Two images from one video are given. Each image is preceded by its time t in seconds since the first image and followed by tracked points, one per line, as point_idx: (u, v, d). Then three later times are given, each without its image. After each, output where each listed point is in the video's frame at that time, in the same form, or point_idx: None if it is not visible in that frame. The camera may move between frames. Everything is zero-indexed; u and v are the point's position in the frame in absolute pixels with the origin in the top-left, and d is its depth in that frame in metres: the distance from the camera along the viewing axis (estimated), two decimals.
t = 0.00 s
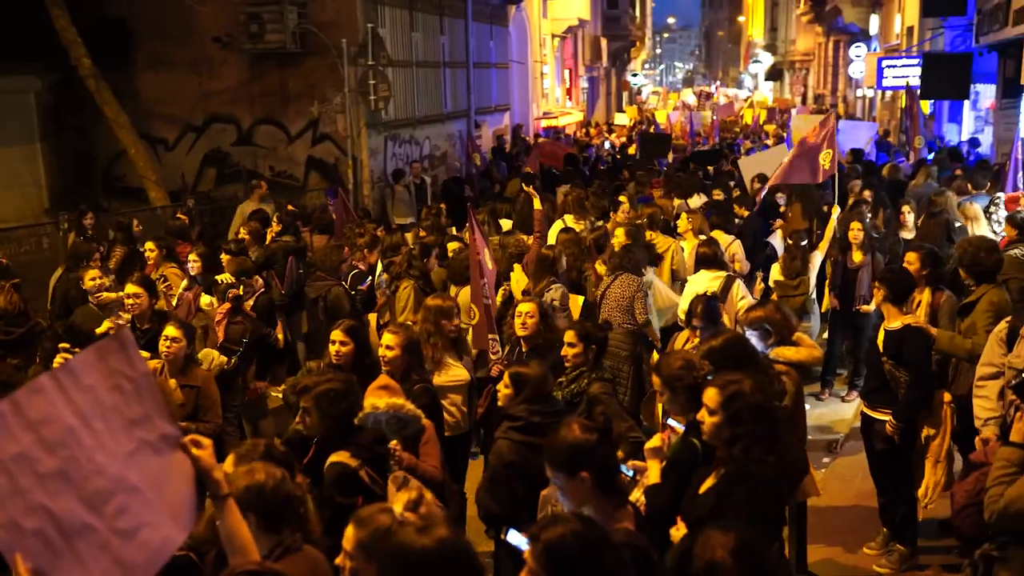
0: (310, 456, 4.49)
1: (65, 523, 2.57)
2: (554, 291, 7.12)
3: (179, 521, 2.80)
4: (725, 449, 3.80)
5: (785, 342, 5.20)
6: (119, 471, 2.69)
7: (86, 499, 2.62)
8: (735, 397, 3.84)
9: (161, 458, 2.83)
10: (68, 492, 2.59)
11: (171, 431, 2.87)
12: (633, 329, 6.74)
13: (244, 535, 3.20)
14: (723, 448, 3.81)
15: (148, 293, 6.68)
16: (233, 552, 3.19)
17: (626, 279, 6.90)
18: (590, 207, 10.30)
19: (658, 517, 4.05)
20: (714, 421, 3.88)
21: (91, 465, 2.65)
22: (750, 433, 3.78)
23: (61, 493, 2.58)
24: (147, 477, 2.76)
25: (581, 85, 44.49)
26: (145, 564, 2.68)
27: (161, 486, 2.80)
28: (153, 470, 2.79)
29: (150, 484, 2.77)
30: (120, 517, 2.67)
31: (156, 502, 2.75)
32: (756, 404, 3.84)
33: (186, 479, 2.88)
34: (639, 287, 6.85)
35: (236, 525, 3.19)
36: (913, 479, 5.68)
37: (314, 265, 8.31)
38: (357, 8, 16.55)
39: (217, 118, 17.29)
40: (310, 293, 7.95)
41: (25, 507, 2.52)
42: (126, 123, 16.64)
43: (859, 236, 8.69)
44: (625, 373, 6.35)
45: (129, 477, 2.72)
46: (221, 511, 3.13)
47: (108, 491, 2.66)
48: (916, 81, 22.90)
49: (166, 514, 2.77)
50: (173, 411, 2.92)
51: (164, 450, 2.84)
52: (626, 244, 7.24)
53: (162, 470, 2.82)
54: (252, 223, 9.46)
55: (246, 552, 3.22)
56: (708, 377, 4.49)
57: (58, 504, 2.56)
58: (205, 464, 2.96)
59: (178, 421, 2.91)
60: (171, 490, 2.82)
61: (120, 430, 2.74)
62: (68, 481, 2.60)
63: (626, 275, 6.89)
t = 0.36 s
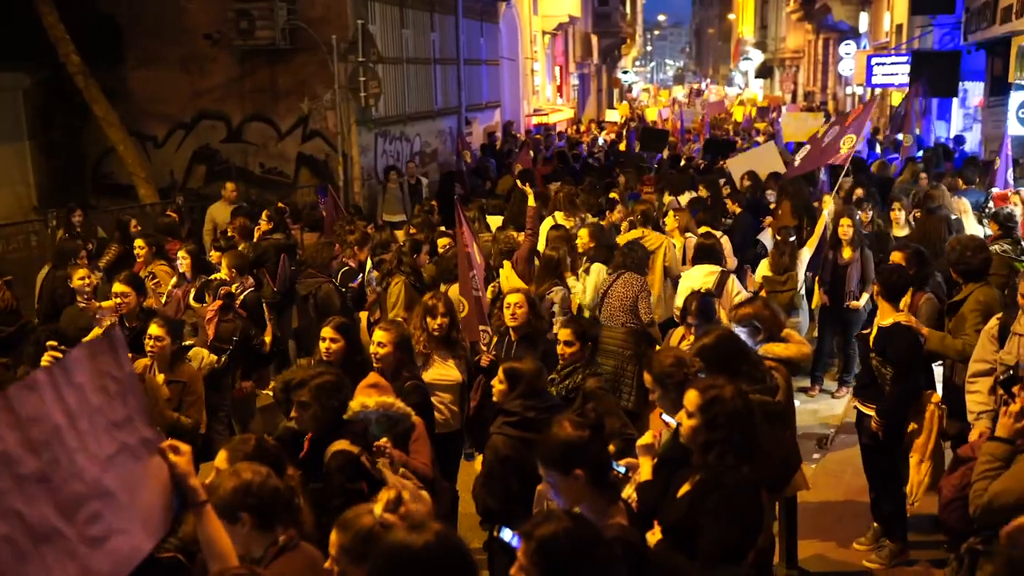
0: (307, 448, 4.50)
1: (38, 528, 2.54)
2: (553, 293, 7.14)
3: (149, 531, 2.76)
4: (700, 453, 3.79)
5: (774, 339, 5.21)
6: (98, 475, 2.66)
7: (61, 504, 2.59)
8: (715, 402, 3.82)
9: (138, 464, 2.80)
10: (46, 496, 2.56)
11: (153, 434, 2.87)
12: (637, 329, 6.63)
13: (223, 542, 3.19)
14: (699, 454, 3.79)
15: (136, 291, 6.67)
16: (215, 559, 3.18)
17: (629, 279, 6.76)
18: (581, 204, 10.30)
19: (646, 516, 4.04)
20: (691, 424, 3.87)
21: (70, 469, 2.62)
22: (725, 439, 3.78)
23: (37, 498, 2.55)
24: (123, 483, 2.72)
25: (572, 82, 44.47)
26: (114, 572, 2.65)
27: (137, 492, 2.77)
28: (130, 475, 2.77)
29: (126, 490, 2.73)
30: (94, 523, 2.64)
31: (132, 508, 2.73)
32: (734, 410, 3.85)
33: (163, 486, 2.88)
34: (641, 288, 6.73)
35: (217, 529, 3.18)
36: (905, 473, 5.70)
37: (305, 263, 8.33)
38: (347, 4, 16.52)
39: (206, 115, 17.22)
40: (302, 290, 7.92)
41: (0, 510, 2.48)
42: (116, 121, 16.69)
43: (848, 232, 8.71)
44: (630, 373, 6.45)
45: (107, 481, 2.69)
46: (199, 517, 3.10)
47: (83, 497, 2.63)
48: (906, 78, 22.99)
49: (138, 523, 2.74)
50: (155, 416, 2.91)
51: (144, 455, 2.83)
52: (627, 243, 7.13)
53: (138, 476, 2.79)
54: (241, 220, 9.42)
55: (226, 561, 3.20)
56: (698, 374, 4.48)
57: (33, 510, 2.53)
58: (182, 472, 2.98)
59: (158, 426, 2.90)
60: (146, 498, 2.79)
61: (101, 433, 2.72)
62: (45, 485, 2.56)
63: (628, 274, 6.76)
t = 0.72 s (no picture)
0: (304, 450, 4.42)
1: (18, 535, 2.47)
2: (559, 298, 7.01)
3: (128, 537, 2.74)
4: (679, 458, 3.76)
5: (764, 337, 5.23)
6: (82, 479, 2.62)
7: (42, 510, 2.53)
8: (695, 406, 3.83)
9: (124, 467, 2.77)
10: (24, 501, 2.49)
11: (137, 438, 2.83)
12: (636, 330, 6.66)
13: (204, 550, 3.14)
14: (676, 459, 3.77)
15: (128, 292, 6.65)
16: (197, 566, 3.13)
17: (627, 279, 6.76)
18: (572, 203, 10.30)
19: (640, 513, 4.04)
20: (671, 428, 3.88)
21: (53, 473, 2.56)
22: (704, 445, 3.76)
23: (16, 502, 2.48)
24: (106, 486, 2.69)
25: (562, 81, 44.49)
26: None
27: (120, 496, 2.74)
28: (113, 479, 2.73)
29: (108, 495, 2.70)
30: (76, 528, 2.60)
31: (111, 514, 2.70)
32: (716, 416, 3.85)
33: (145, 490, 2.84)
34: (639, 288, 6.74)
35: (199, 536, 3.11)
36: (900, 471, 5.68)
37: (297, 263, 8.17)
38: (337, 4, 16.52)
39: (196, 115, 17.17)
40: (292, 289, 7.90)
41: None
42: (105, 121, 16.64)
43: (842, 231, 8.76)
44: (630, 373, 6.61)
45: (90, 486, 2.64)
46: (181, 525, 3.05)
47: (65, 502, 2.57)
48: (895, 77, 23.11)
49: (119, 529, 2.71)
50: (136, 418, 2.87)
51: (128, 460, 2.79)
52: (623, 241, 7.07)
53: (121, 481, 2.76)
54: (231, 220, 9.38)
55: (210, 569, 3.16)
56: (691, 373, 4.52)
57: (13, 515, 2.46)
58: (164, 477, 2.91)
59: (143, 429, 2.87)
60: (129, 502, 2.77)
61: (85, 436, 2.66)
62: (26, 489, 2.50)
63: (626, 274, 6.77)
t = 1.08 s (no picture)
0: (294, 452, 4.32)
1: None
2: (553, 295, 7.01)
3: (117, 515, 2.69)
4: (667, 451, 3.77)
5: (755, 331, 5.23)
6: (61, 458, 2.60)
7: (20, 488, 2.52)
8: (680, 400, 3.84)
9: (111, 443, 2.75)
10: None
11: (128, 413, 2.80)
12: (630, 326, 6.67)
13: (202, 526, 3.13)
14: (664, 452, 3.79)
15: (120, 291, 6.63)
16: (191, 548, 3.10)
17: (622, 276, 6.74)
18: (562, 199, 10.28)
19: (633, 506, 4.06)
20: (659, 421, 3.88)
21: (29, 453, 2.55)
22: (687, 440, 3.75)
23: None
24: (90, 464, 2.67)
25: (552, 78, 44.44)
26: (78, 556, 2.57)
27: (104, 474, 2.71)
28: (97, 457, 2.71)
29: (93, 473, 2.68)
30: (57, 507, 2.57)
31: (99, 490, 2.67)
32: (701, 410, 3.82)
33: (140, 464, 2.81)
34: (634, 285, 6.72)
35: (194, 516, 3.10)
36: (892, 466, 5.70)
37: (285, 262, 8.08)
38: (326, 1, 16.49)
39: (185, 114, 17.10)
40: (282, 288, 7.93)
41: None
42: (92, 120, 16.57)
43: (832, 225, 8.80)
44: (626, 368, 6.71)
45: (69, 467, 2.62)
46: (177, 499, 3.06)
47: (43, 481, 2.56)
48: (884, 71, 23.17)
49: (107, 505, 2.67)
50: (128, 393, 2.84)
51: (115, 435, 2.76)
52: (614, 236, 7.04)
53: (107, 456, 2.73)
54: (220, 219, 9.35)
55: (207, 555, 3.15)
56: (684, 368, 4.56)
57: None
58: (160, 450, 2.88)
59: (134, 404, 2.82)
60: (117, 479, 2.74)
61: (60, 415, 2.63)
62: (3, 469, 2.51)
63: (621, 271, 6.76)
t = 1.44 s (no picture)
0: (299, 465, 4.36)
1: None
2: (529, 293, 7.01)
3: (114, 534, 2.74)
4: (648, 442, 3.81)
5: (736, 327, 5.25)
6: (54, 480, 2.66)
7: (17, 511, 2.61)
8: (662, 391, 3.83)
9: (106, 463, 2.78)
10: None
11: (125, 433, 2.83)
12: (612, 323, 6.69)
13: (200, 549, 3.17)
14: (646, 442, 3.82)
15: (98, 295, 6.59)
16: (187, 561, 3.14)
17: (601, 276, 6.76)
18: (542, 197, 10.29)
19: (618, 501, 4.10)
20: (640, 411, 3.90)
21: (22, 477, 2.62)
22: (669, 430, 3.79)
23: None
24: (85, 485, 2.72)
25: (532, 77, 44.46)
26: None
27: (99, 494, 2.75)
28: (92, 478, 2.75)
29: (90, 494, 2.73)
30: (52, 529, 2.64)
31: (94, 510, 2.72)
32: (684, 400, 3.81)
33: (138, 483, 2.85)
34: (614, 283, 6.75)
35: (189, 529, 3.16)
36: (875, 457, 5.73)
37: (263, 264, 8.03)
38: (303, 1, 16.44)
39: (162, 116, 16.99)
40: (264, 290, 7.81)
41: None
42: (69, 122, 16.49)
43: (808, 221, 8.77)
44: (609, 367, 6.70)
45: (63, 488, 2.68)
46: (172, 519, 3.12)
47: (36, 503, 2.63)
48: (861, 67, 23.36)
49: (102, 526, 2.73)
50: (124, 414, 2.87)
51: (110, 455, 2.79)
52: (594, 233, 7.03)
53: (103, 476, 2.77)
54: (199, 221, 9.30)
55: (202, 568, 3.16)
56: (667, 363, 4.55)
57: None
58: (154, 468, 3.00)
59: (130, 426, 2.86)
60: (112, 499, 2.78)
61: (54, 438, 2.69)
62: None
63: (600, 270, 6.78)
